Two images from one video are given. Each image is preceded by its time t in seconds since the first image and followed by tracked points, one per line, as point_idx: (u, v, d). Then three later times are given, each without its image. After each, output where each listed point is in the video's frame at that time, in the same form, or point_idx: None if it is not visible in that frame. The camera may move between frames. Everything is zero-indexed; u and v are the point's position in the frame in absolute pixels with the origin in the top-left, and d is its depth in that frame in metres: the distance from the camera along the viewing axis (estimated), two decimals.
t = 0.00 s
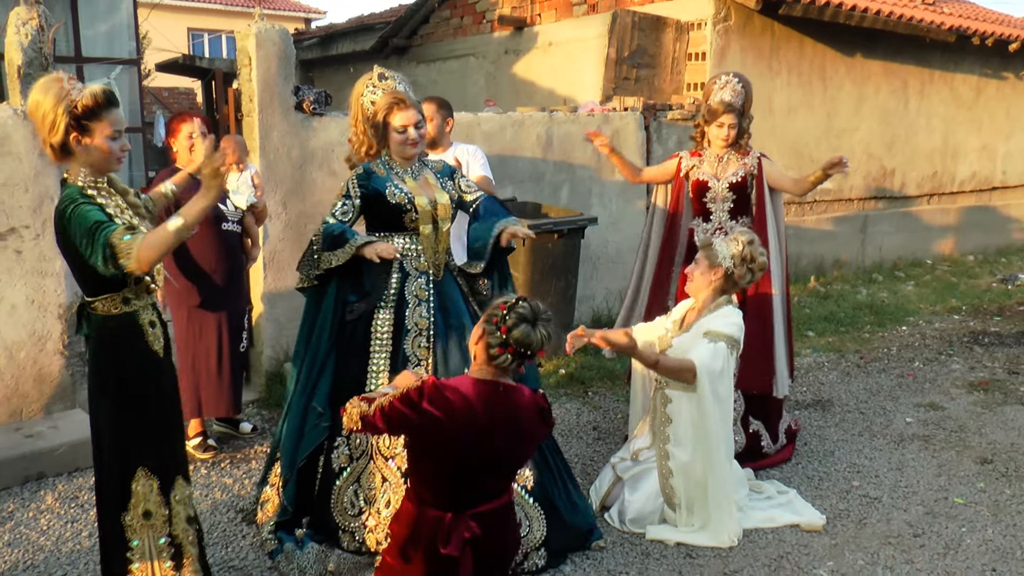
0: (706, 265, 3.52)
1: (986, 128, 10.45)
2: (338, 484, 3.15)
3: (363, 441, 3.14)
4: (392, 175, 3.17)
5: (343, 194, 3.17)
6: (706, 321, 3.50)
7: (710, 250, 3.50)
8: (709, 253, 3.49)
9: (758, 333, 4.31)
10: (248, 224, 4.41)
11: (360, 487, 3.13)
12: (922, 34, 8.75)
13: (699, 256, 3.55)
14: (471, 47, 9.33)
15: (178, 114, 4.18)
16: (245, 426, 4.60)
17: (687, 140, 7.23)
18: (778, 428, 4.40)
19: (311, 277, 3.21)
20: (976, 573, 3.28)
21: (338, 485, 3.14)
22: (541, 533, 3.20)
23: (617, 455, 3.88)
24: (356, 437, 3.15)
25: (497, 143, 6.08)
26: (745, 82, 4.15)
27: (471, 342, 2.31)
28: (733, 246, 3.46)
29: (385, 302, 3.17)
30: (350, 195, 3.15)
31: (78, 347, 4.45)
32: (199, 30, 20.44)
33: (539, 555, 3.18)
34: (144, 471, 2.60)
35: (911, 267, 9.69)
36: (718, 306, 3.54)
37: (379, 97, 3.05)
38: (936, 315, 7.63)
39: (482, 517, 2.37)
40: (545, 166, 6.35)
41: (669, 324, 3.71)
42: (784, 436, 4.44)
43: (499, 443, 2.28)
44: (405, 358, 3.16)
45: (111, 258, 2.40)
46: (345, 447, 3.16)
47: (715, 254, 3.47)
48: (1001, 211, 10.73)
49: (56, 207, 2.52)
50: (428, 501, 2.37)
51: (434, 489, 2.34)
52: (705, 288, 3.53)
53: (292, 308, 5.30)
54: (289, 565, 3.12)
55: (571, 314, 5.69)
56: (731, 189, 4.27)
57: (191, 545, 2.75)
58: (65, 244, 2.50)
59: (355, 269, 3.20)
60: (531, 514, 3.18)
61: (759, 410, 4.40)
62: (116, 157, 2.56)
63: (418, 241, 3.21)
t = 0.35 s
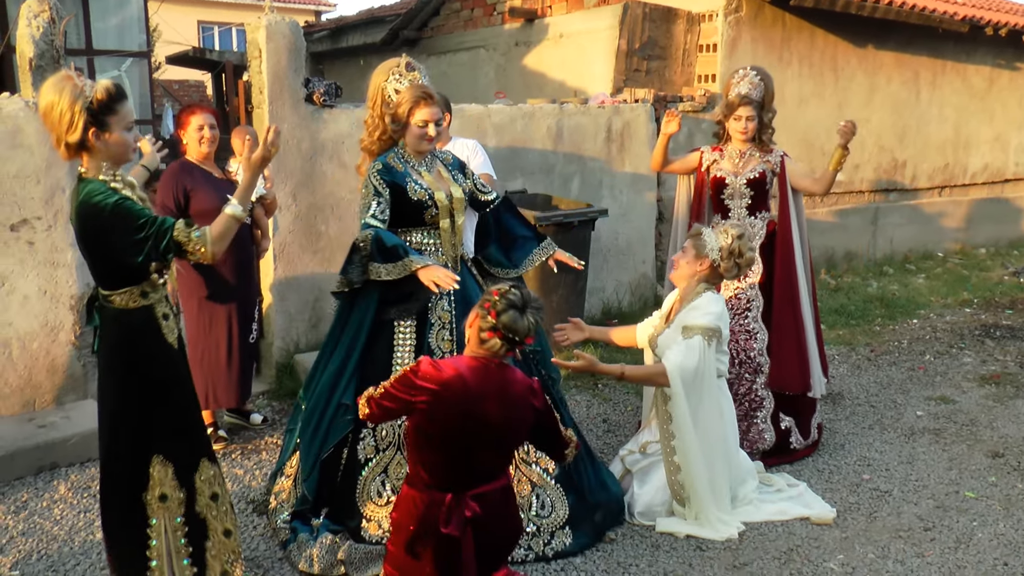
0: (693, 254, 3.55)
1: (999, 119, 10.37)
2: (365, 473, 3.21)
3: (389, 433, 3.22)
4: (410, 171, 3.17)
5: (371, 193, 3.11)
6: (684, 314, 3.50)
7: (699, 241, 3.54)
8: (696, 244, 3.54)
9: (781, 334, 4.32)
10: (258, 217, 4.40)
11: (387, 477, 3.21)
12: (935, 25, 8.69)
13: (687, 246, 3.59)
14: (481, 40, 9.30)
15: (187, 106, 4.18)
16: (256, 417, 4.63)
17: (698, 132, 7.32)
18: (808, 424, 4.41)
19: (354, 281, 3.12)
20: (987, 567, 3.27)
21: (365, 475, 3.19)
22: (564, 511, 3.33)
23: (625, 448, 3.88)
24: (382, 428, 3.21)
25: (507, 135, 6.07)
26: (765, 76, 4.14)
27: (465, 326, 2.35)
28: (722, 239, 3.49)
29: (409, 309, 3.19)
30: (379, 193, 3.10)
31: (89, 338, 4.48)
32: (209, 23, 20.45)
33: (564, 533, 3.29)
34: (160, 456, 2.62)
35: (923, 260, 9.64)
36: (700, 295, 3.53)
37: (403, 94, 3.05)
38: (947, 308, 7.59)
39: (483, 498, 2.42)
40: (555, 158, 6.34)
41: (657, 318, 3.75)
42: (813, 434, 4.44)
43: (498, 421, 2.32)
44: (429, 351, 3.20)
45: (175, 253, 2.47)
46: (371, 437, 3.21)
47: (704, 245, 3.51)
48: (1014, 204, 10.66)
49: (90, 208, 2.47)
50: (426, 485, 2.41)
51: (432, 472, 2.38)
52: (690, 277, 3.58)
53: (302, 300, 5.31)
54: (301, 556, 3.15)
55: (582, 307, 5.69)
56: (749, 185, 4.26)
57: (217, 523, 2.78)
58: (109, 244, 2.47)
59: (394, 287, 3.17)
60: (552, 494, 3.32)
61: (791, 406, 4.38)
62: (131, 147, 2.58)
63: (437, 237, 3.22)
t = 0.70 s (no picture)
0: (682, 249, 3.53)
1: (1014, 119, 10.30)
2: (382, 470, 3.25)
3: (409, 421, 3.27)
4: (430, 161, 3.16)
5: (404, 187, 3.05)
6: (678, 316, 3.55)
7: (686, 238, 3.54)
8: (684, 241, 3.53)
9: (790, 329, 4.33)
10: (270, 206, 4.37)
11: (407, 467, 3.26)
12: (951, 23, 8.63)
13: (674, 244, 3.56)
14: (494, 32, 9.28)
15: (200, 95, 4.18)
16: (265, 405, 4.65)
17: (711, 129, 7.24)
18: (811, 421, 4.42)
19: (398, 275, 3.10)
20: (996, 568, 3.26)
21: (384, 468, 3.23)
22: (578, 498, 3.37)
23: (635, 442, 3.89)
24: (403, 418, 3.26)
25: (520, 128, 6.07)
26: (787, 72, 4.13)
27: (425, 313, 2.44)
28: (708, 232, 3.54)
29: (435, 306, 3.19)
30: (410, 184, 3.06)
31: (101, 323, 4.50)
32: (222, 12, 20.48)
33: (579, 519, 3.37)
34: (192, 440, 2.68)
35: (934, 259, 9.60)
36: (693, 292, 3.58)
37: (433, 88, 3.02)
38: (958, 308, 7.56)
39: (467, 480, 2.43)
40: (567, 152, 6.33)
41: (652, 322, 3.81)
42: (818, 431, 4.45)
43: (464, 395, 2.34)
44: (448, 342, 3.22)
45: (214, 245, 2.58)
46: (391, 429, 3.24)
47: (692, 241, 3.52)
48: None
49: (130, 197, 2.46)
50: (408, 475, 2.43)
51: (411, 459, 2.40)
52: (681, 276, 3.58)
53: (312, 289, 5.33)
54: (310, 543, 3.18)
55: (592, 301, 5.69)
56: (770, 181, 4.26)
57: (218, 512, 2.81)
58: (151, 236, 2.50)
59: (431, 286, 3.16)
60: (561, 473, 3.34)
61: (795, 406, 4.41)
62: (155, 132, 2.60)
63: (456, 228, 3.24)
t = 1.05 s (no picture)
0: (665, 252, 3.57)
1: None
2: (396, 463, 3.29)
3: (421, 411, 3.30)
4: (442, 156, 3.16)
5: (423, 183, 3.05)
6: (677, 316, 3.56)
7: (668, 237, 3.56)
8: (666, 241, 3.55)
9: (801, 326, 4.32)
10: (281, 192, 4.41)
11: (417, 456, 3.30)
12: (968, 19, 8.56)
13: (657, 246, 3.59)
14: (508, 24, 9.25)
15: (213, 83, 4.19)
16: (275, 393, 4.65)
17: (723, 122, 7.29)
18: (822, 419, 4.36)
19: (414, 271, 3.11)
20: (1004, 567, 3.25)
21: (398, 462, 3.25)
22: (587, 484, 3.42)
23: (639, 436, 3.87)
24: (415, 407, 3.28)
25: (532, 119, 6.06)
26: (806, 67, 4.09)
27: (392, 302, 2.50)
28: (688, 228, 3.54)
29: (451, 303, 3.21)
30: (428, 180, 3.06)
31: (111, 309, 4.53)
32: (234, 1, 20.48)
33: (589, 505, 3.41)
34: (197, 428, 2.66)
35: (946, 258, 9.55)
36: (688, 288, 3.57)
37: (454, 85, 3.01)
38: (969, 307, 7.52)
39: (454, 455, 2.43)
40: (580, 144, 6.32)
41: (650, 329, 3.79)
42: (828, 428, 4.40)
43: (434, 371, 2.34)
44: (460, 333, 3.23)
45: (197, 241, 2.54)
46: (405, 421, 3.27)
47: (674, 239, 3.54)
48: None
49: (127, 180, 2.47)
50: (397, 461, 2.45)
51: (398, 444, 2.43)
52: (668, 277, 3.61)
53: (322, 279, 5.34)
54: (318, 531, 3.19)
55: (602, 294, 5.69)
56: (778, 173, 4.25)
57: (223, 498, 2.79)
58: (141, 216, 2.48)
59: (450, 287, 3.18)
60: (579, 474, 3.39)
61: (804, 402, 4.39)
62: (165, 119, 2.59)
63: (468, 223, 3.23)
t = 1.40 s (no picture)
0: (661, 251, 3.50)
1: None
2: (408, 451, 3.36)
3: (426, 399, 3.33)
4: (438, 144, 3.15)
5: (414, 174, 3.05)
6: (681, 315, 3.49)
7: (664, 234, 3.48)
8: (662, 239, 3.48)
9: (806, 319, 4.30)
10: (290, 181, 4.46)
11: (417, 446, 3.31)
12: (980, 11, 8.49)
13: (652, 245, 3.51)
14: (517, 14, 9.21)
15: (223, 71, 4.18)
16: (281, 382, 4.64)
17: (732, 113, 7.26)
18: (832, 413, 4.34)
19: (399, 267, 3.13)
20: (1012, 562, 3.25)
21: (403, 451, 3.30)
22: (590, 470, 3.51)
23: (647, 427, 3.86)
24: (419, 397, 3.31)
25: (541, 110, 6.04)
26: (815, 57, 4.07)
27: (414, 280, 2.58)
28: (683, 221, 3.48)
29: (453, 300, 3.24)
30: (421, 171, 3.06)
31: (120, 297, 4.54)
32: None
33: (591, 492, 3.49)
34: (169, 422, 2.63)
35: (955, 250, 9.51)
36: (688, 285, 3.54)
37: (450, 70, 3.03)
38: (979, 300, 7.49)
39: (428, 436, 2.53)
40: (589, 135, 6.30)
41: (647, 327, 3.72)
42: (838, 423, 4.36)
43: (414, 351, 2.42)
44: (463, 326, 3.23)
45: (154, 238, 2.49)
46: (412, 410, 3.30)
47: (670, 236, 3.46)
48: None
49: (110, 160, 2.51)
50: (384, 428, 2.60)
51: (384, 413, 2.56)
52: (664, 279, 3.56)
53: (330, 268, 5.34)
54: (325, 521, 3.20)
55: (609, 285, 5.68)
56: (783, 166, 4.25)
57: (219, 502, 2.80)
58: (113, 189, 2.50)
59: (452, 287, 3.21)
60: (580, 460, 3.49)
61: (813, 394, 4.36)
62: (170, 105, 2.56)
63: (462, 212, 3.24)
